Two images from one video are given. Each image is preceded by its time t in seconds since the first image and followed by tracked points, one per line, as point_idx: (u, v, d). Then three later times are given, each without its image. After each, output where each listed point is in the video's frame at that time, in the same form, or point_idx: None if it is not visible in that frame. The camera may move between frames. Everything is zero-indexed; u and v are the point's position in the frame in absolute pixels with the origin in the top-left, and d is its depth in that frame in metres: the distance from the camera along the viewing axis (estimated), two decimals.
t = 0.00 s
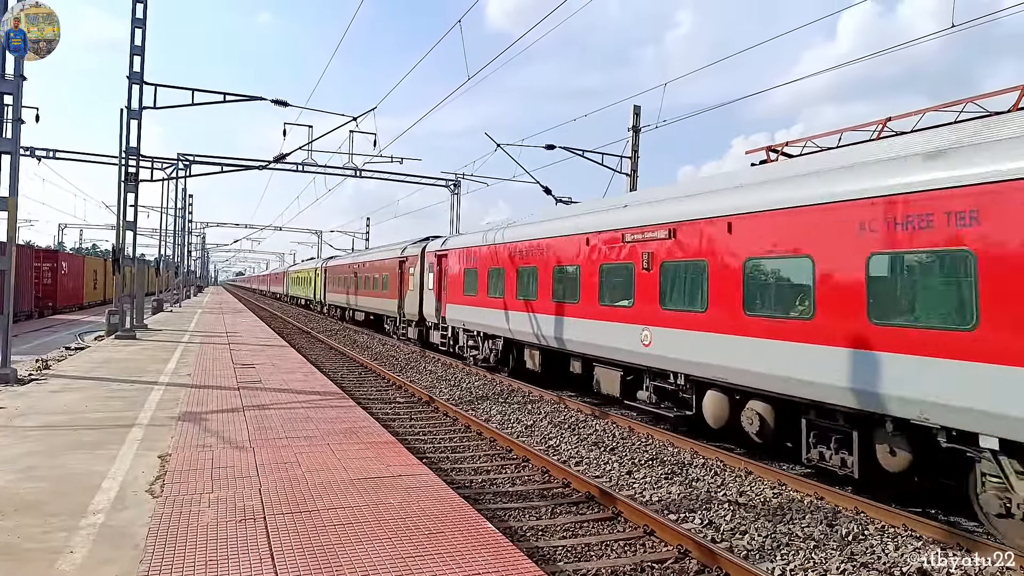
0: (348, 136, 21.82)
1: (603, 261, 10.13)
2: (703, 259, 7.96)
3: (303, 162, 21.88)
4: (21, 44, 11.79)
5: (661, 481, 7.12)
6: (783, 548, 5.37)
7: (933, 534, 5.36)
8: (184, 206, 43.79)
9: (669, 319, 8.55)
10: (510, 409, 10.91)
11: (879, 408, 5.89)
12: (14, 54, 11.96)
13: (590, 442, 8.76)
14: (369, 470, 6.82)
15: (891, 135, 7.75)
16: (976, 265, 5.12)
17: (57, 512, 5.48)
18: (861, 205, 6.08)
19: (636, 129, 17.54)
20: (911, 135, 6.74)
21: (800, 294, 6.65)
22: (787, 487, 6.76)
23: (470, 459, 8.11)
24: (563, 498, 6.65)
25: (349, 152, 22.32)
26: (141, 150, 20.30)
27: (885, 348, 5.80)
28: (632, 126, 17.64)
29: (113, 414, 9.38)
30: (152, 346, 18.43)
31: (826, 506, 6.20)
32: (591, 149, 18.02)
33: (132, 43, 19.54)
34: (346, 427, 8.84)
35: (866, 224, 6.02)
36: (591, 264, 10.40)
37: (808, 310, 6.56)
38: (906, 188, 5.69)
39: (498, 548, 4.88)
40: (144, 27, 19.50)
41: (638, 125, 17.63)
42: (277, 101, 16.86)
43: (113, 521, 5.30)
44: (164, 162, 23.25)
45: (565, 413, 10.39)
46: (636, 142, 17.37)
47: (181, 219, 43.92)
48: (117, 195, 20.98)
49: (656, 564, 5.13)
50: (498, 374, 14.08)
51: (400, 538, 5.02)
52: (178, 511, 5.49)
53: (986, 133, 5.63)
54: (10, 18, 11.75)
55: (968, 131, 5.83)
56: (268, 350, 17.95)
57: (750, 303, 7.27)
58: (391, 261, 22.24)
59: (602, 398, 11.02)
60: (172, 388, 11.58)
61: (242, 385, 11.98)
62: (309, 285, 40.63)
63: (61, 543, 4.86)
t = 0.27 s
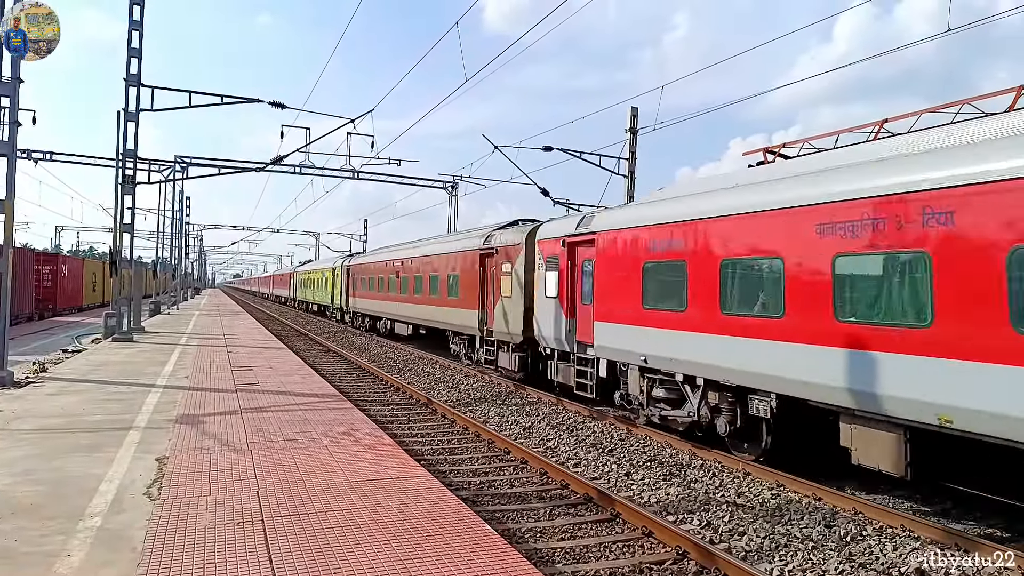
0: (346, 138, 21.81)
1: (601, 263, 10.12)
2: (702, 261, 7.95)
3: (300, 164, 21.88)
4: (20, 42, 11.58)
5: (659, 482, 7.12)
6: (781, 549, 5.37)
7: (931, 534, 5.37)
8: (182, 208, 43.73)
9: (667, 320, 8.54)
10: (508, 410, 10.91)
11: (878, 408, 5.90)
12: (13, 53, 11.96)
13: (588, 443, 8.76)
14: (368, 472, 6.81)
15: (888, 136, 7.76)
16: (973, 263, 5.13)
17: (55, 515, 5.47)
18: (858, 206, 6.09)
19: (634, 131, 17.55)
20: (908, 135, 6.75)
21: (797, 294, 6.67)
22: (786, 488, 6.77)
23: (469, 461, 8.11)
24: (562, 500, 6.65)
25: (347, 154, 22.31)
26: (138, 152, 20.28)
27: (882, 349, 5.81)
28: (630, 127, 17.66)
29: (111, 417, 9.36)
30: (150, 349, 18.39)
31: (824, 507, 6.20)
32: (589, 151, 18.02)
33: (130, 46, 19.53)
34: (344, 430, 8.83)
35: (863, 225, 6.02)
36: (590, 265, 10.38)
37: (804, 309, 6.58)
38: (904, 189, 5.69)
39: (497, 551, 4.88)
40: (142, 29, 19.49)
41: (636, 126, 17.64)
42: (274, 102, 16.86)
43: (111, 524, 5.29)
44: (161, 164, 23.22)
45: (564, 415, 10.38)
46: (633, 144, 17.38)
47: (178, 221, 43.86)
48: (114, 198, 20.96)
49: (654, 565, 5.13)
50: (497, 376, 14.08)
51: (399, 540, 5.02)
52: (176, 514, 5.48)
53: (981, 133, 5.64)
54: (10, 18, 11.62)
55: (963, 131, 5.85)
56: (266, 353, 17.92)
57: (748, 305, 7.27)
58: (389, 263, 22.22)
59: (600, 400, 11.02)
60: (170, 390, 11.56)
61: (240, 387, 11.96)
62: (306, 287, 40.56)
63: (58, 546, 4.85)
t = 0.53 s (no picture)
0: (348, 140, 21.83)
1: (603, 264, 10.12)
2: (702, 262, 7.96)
3: (302, 166, 21.92)
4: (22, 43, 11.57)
5: (661, 484, 7.11)
6: (783, 551, 5.36)
7: (933, 535, 5.37)
8: (183, 209, 43.76)
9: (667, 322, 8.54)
10: (509, 412, 10.91)
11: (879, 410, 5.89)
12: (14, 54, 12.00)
13: (589, 444, 8.76)
14: (370, 473, 6.82)
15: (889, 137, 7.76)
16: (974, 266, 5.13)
17: (57, 516, 5.47)
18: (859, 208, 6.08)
19: (635, 132, 17.55)
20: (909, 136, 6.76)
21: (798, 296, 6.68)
22: (788, 490, 6.76)
23: (470, 462, 8.10)
24: (564, 501, 6.65)
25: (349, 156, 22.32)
26: (140, 154, 20.30)
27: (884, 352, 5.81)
28: (631, 129, 17.66)
29: (112, 418, 9.36)
30: (151, 350, 18.41)
31: (826, 508, 6.19)
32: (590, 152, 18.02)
33: (132, 47, 19.55)
34: (345, 431, 8.83)
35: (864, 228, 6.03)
36: (592, 267, 10.38)
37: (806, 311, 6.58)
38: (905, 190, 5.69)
39: (499, 552, 4.88)
40: (144, 31, 19.51)
41: (637, 128, 17.64)
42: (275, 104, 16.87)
43: (112, 525, 5.29)
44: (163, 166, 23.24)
45: (565, 416, 10.38)
46: (635, 145, 17.38)
47: (180, 223, 43.90)
48: (116, 199, 20.98)
49: (656, 567, 5.13)
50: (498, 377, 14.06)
51: (400, 541, 5.02)
52: (178, 515, 5.48)
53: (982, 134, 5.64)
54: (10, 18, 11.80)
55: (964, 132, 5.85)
56: (267, 354, 17.93)
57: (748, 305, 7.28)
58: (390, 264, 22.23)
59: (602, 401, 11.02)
60: (171, 391, 11.57)
61: (242, 389, 11.97)
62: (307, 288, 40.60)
63: (59, 547, 4.86)
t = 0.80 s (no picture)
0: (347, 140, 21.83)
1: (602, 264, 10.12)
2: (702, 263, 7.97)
3: (302, 166, 21.95)
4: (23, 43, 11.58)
5: (660, 484, 7.12)
6: (782, 551, 5.36)
7: (932, 536, 5.37)
8: (183, 209, 43.74)
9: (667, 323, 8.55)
10: (509, 412, 10.91)
11: (878, 412, 5.91)
12: (14, 54, 11.93)
13: (589, 445, 8.76)
14: (369, 473, 6.82)
15: (889, 137, 7.76)
16: (973, 270, 5.13)
17: (56, 516, 5.47)
18: (857, 210, 6.10)
19: (635, 132, 17.55)
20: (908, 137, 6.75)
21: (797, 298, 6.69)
22: (786, 490, 6.76)
23: (469, 462, 8.10)
24: (563, 502, 6.65)
25: (348, 156, 22.32)
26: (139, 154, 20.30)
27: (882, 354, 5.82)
28: (631, 129, 17.66)
29: (111, 418, 9.36)
30: (150, 350, 18.41)
31: (825, 509, 6.19)
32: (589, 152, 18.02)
33: (131, 47, 19.54)
34: (345, 431, 8.82)
35: (861, 232, 6.04)
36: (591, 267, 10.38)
37: (804, 313, 6.59)
38: (905, 191, 5.69)
39: (500, 551, 4.88)
40: (143, 31, 19.50)
41: (637, 128, 17.65)
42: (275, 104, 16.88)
43: (111, 525, 5.29)
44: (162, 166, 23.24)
45: (565, 416, 10.38)
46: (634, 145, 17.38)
47: (180, 223, 43.88)
48: (116, 199, 20.98)
49: (655, 567, 5.13)
50: (498, 378, 14.06)
51: (400, 541, 5.02)
52: (177, 515, 5.48)
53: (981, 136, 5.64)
54: (10, 18, 11.77)
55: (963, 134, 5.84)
56: (267, 354, 17.93)
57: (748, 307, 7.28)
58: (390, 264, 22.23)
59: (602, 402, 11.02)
60: (170, 391, 11.56)
61: (241, 389, 11.96)
62: (307, 289, 40.59)
63: (58, 548, 4.85)
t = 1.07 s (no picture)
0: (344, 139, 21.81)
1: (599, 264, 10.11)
2: (699, 262, 7.97)
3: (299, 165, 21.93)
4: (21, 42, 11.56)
5: (657, 483, 7.13)
6: (779, 550, 5.38)
7: (928, 534, 5.39)
8: (180, 208, 43.66)
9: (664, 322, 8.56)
10: (507, 411, 10.91)
11: (874, 411, 5.92)
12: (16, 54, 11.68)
13: (586, 444, 8.76)
14: (367, 472, 6.82)
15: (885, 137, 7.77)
16: (970, 270, 5.13)
17: (54, 516, 5.47)
18: (853, 210, 6.10)
19: (633, 132, 17.56)
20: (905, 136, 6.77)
21: (793, 298, 6.69)
22: (783, 489, 6.77)
23: (467, 461, 8.10)
24: (560, 501, 6.66)
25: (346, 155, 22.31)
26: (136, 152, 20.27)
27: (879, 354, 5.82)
28: (629, 129, 17.67)
29: (109, 417, 9.35)
30: (148, 349, 18.38)
31: (822, 508, 6.21)
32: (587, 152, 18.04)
33: (128, 45, 19.51)
34: (342, 430, 8.82)
35: (858, 232, 6.05)
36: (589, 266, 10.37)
37: (801, 313, 6.60)
38: (901, 190, 5.70)
39: (497, 551, 4.88)
40: (141, 29, 19.46)
41: (635, 127, 17.65)
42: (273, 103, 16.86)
43: (109, 524, 5.29)
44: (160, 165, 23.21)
45: (562, 416, 10.39)
46: (632, 145, 17.39)
47: (177, 222, 43.80)
48: (113, 198, 20.93)
49: (652, 566, 5.14)
50: (495, 377, 14.06)
51: (397, 540, 5.01)
52: (174, 515, 5.47)
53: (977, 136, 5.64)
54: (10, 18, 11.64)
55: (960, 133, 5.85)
56: (264, 353, 17.92)
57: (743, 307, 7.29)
58: (387, 264, 22.22)
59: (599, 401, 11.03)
60: (168, 390, 11.55)
61: (239, 388, 11.95)
62: (304, 288, 40.56)
63: (55, 547, 4.85)
